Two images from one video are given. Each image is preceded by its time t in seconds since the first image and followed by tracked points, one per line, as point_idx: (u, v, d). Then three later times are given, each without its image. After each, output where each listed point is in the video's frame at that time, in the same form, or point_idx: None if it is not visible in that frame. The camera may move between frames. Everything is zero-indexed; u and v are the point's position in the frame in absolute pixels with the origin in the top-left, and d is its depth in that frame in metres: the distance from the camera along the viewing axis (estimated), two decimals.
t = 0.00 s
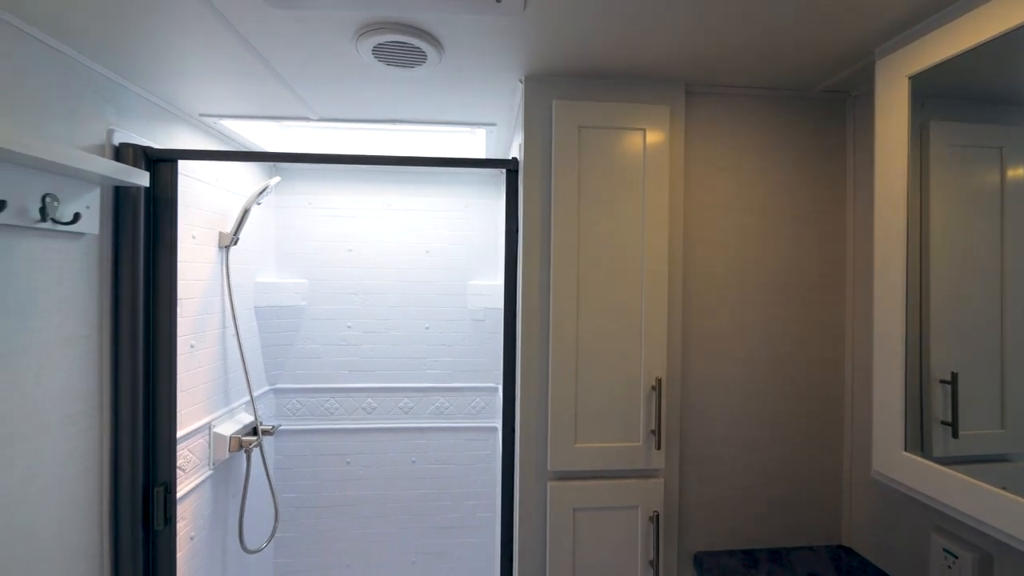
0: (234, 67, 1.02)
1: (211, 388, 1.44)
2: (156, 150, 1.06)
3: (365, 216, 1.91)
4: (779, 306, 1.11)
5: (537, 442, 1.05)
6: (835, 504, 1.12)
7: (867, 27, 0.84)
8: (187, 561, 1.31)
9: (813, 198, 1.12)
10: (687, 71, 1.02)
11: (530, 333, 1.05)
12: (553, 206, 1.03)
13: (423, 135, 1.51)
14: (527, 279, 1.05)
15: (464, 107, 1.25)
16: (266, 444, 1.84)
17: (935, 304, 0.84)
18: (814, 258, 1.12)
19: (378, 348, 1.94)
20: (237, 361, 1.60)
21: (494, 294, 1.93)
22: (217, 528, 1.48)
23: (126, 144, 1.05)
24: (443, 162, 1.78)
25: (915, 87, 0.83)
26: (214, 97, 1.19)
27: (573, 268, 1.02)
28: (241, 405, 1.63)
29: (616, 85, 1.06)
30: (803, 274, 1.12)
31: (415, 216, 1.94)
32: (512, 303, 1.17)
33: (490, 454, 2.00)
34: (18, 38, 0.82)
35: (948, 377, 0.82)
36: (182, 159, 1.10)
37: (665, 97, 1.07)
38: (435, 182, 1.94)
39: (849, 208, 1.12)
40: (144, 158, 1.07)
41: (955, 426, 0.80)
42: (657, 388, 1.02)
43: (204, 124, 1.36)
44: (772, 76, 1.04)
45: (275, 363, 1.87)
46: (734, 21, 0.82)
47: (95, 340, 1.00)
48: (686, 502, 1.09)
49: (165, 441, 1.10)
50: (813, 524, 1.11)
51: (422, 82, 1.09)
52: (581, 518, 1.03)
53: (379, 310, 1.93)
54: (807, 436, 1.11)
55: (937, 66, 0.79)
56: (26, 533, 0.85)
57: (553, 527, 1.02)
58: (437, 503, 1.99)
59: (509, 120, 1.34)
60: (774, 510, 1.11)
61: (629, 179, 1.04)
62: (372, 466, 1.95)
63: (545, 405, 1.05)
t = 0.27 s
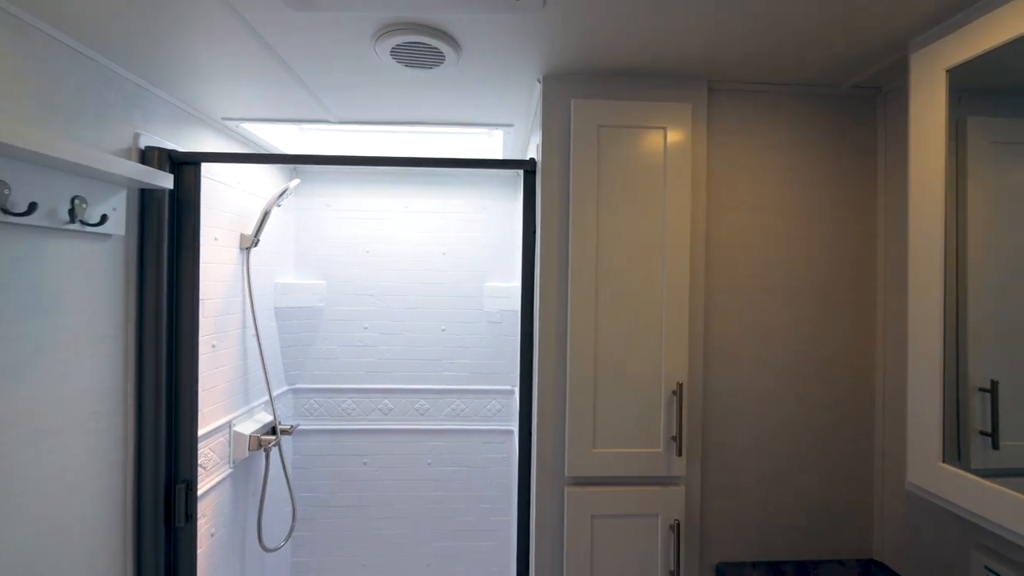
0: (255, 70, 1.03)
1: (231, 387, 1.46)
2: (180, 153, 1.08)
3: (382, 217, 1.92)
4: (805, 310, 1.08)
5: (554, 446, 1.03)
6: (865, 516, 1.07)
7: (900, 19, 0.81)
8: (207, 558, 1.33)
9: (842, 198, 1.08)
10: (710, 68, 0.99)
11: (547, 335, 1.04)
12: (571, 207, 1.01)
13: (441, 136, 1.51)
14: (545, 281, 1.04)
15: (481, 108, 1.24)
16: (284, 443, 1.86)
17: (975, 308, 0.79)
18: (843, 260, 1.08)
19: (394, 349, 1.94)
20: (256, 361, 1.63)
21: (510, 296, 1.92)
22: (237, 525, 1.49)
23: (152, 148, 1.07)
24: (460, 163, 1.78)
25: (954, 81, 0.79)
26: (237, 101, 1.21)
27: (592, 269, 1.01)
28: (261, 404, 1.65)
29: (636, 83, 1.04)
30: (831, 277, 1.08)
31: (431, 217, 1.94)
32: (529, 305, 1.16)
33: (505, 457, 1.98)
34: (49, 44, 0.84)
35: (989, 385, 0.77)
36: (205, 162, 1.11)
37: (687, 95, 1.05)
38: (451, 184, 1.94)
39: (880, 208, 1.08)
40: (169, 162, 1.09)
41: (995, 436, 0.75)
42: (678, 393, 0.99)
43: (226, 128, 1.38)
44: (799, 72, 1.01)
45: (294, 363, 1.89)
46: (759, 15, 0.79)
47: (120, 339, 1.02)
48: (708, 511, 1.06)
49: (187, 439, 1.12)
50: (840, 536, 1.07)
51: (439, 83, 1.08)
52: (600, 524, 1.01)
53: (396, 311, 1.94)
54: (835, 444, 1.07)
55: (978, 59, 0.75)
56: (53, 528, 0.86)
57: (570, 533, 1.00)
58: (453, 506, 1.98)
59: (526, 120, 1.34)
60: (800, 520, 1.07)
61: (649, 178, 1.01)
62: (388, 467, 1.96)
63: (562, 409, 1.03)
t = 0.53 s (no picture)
0: (277, 72, 1.04)
1: (253, 386, 1.48)
2: (204, 155, 1.10)
3: (401, 218, 1.93)
4: (836, 313, 1.03)
5: (574, 450, 1.01)
6: (901, 530, 1.02)
7: (942, 7, 0.76)
8: (229, 554, 1.35)
9: (877, 196, 1.03)
10: (736, 62, 0.96)
11: (567, 337, 1.02)
12: (593, 206, 0.99)
13: (459, 136, 1.50)
14: (565, 281, 1.02)
15: (500, 107, 1.23)
16: (305, 442, 1.88)
17: None
18: (878, 261, 1.03)
19: (413, 350, 1.95)
20: (278, 360, 1.65)
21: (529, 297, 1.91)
22: (259, 523, 1.51)
23: (177, 151, 1.09)
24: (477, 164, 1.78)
25: (1003, 69, 0.74)
26: (259, 104, 1.23)
27: (613, 270, 0.98)
28: (282, 403, 1.68)
29: (659, 79, 1.02)
30: (865, 279, 1.03)
31: (449, 218, 1.94)
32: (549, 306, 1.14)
33: (523, 459, 1.97)
34: (79, 49, 0.86)
35: None
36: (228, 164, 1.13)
37: (712, 91, 1.02)
38: (469, 185, 1.94)
39: (918, 206, 1.02)
40: (194, 164, 1.11)
41: None
42: (703, 398, 0.96)
43: (251, 131, 1.40)
44: (831, 65, 0.97)
45: (314, 363, 1.91)
46: (790, 6, 0.76)
47: (147, 338, 1.04)
48: (733, 521, 1.02)
49: (211, 437, 1.13)
50: (875, 549, 1.02)
51: (458, 82, 1.08)
52: (620, 531, 0.98)
53: (414, 312, 1.94)
54: (869, 454, 1.03)
55: None
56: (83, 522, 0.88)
57: (590, 539, 0.98)
58: (470, 507, 1.97)
59: (545, 119, 1.32)
60: (831, 532, 1.02)
61: (673, 177, 0.99)
62: (406, 467, 1.96)
63: (582, 412, 1.01)
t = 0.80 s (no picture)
0: (295, 68, 1.04)
1: (272, 382, 1.49)
2: (223, 151, 1.11)
3: (417, 215, 1.93)
4: (869, 312, 0.99)
5: (593, 452, 0.99)
6: (938, 540, 0.97)
7: None
8: (248, 547, 1.36)
9: (914, 189, 0.98)
10: (764, 51, 0.92)
11: (585, 336, 1.00)
12: (612, 202, 0.97)
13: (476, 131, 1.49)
14: (584, 278, 1.00)
15: (518, 101, 1.21)
16: (322, 437, 1.90)
17: None
18: (915, 257, 0.98)
19: (429, 347, 1.94)
20: (296, 356, 1.66)
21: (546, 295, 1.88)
22: (277, 517, 1.53)
23: (197, 147, 1.10)
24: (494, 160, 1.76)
25: None
26: (277, 100, 1.23)
27: (634, 267, 0.96)
28: (300, 399, 1.69)
29: (682, 70, 0.98)
30: (901, 276, 0.98)
31: (466, 215, 1.93)
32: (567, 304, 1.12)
33: (539, 458, 1.94)
34: (101, 46, 0.87)
35: None
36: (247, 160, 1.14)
37: (738, 81, 0.98)
38: (486, 181, 1.92)
39: (959, 200, 0.97)
40: (213, 161, 1.12)
41: None
42: (727, 400, 0.93)
43: (266, 128, 1.41)
44: (866, 52, 0.92)
45: (331, 359, 1.92)
46: None
47: (168, 333, 1.05)
48: (759, 527, 0.99)
49: (230, 432, 1.14)
50: (909, 560, 0.98)
51: (476, 75, 1.06)
52: (640, 536, 0.96)
53: (430, 309, 1.94)
54: (904, 460, 0.98)
55: None
56: (105, 514, 0.90)
57: (609, 543, 0.95)
58: (485, 506, 1.96)
59: (564, 113, 1.29)
60: (862, 541, 0.98)
61: (696, 171, 0.95)
62: (421, 464, 1.96)
63: (601, 413, 0.99)
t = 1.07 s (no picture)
0: (310, 62, 1.03)
1: (289, 377, 1.51)
2: (242, 148, 1.12)
3: (434, 212, 1.92)
4: (905, 310, 0.94)
5: (611, 453, 0.96)
6: (978, 551, 0.92)
7: None
8: (265, 541, 1.38)
9: (954, 180, 0.93)
10: (794, 36, 0.88)
11: (603, 334, 0.97)
12: (633, 196, 0.94)
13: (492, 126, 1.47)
14: (602, 275, 0.97)
15: (535, 93, 1.19)
16: (339, 433, 1.91)
17: None
18: (955, 252, 0.92)
19: (444, 344, 1.93)
20: (313, 352, 1.67)
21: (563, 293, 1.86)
22: (294, 511, 1.54)
23: (217, 143, 1.11)
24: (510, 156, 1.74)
25: None
26: (294, 96, 1.23)
27: (654, 262, 0.93)
28: (317, 394, 1.70)
29: (706, 58, 0.95)
30: (939, 273, 0.93)
31: (482, 212, 1.91)
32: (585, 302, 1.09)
33: (555, 458, 1.91)
34: (122, 43, 0.88)
35: None
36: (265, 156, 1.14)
37: (765, 69, 0.94)
38: (502, 177, 1.90)
39: (1005, 191, 0.91)
40: (232, 157, 1.12)
41: None
42: (752, 401, 0.89)
43: (284, 125, 1.42)
44: (904, 35, 0.87)
45: (348, 355, 1.93)
46: None
47: (188, 328, 1.06)
48: (785, 534, 0.95)
49: (248, 425, 1.15)
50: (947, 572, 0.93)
51: (492, 67, 1.04)
52: (659, 540, 0.93)
53: (446, 306, 1.93)
54: (941, 466, 0.93)
55: None
56: (126, 505, 0.91)
57: (627, 547, 0.93)
58: (501, 505, 1.93)
59: (582, 106, 1.26)
60: (896, 550, 0.93)
61: (721, 163, 0.92)
62: (436, 462, 1.95)
63: (619, 413, 0.96)
